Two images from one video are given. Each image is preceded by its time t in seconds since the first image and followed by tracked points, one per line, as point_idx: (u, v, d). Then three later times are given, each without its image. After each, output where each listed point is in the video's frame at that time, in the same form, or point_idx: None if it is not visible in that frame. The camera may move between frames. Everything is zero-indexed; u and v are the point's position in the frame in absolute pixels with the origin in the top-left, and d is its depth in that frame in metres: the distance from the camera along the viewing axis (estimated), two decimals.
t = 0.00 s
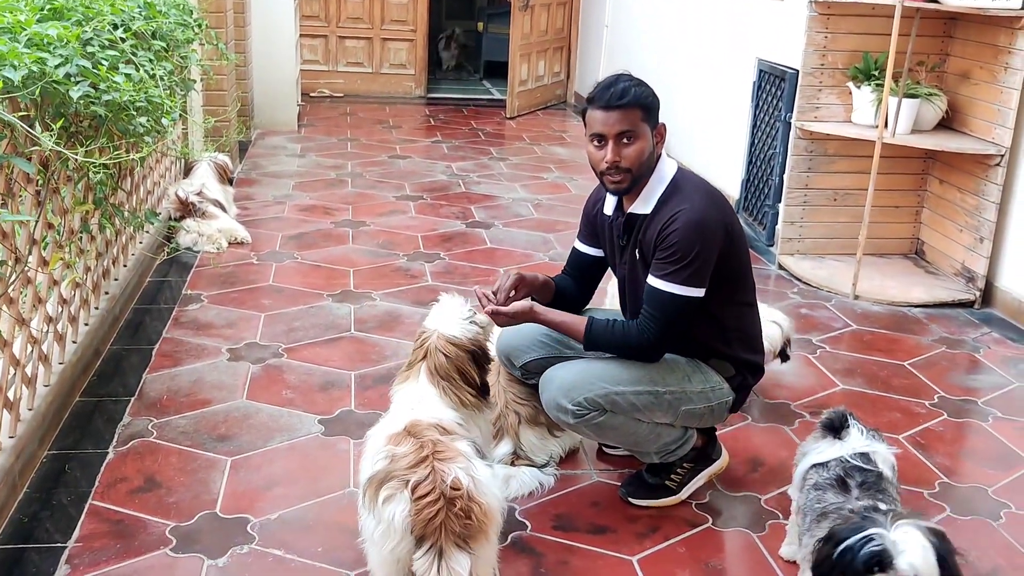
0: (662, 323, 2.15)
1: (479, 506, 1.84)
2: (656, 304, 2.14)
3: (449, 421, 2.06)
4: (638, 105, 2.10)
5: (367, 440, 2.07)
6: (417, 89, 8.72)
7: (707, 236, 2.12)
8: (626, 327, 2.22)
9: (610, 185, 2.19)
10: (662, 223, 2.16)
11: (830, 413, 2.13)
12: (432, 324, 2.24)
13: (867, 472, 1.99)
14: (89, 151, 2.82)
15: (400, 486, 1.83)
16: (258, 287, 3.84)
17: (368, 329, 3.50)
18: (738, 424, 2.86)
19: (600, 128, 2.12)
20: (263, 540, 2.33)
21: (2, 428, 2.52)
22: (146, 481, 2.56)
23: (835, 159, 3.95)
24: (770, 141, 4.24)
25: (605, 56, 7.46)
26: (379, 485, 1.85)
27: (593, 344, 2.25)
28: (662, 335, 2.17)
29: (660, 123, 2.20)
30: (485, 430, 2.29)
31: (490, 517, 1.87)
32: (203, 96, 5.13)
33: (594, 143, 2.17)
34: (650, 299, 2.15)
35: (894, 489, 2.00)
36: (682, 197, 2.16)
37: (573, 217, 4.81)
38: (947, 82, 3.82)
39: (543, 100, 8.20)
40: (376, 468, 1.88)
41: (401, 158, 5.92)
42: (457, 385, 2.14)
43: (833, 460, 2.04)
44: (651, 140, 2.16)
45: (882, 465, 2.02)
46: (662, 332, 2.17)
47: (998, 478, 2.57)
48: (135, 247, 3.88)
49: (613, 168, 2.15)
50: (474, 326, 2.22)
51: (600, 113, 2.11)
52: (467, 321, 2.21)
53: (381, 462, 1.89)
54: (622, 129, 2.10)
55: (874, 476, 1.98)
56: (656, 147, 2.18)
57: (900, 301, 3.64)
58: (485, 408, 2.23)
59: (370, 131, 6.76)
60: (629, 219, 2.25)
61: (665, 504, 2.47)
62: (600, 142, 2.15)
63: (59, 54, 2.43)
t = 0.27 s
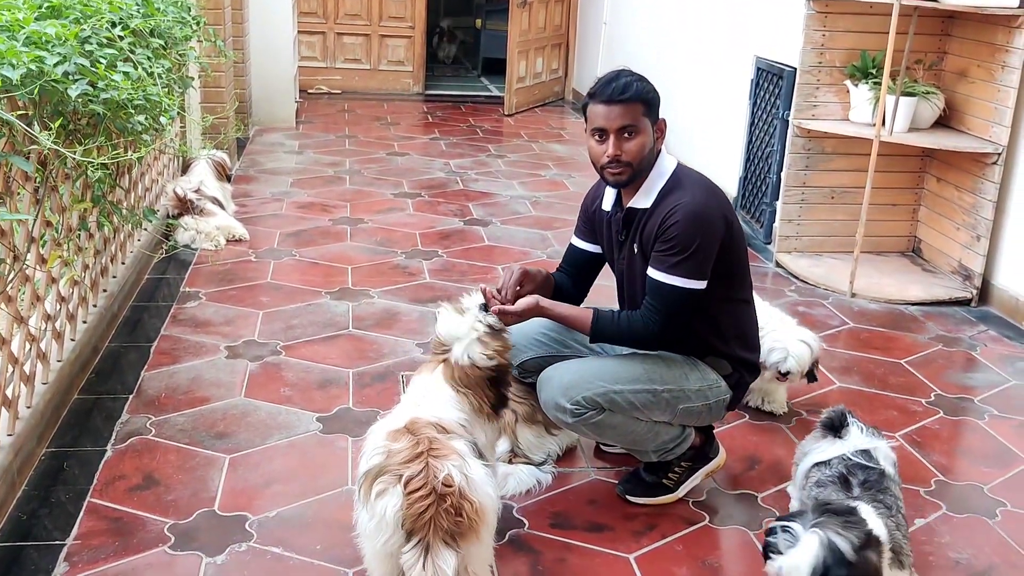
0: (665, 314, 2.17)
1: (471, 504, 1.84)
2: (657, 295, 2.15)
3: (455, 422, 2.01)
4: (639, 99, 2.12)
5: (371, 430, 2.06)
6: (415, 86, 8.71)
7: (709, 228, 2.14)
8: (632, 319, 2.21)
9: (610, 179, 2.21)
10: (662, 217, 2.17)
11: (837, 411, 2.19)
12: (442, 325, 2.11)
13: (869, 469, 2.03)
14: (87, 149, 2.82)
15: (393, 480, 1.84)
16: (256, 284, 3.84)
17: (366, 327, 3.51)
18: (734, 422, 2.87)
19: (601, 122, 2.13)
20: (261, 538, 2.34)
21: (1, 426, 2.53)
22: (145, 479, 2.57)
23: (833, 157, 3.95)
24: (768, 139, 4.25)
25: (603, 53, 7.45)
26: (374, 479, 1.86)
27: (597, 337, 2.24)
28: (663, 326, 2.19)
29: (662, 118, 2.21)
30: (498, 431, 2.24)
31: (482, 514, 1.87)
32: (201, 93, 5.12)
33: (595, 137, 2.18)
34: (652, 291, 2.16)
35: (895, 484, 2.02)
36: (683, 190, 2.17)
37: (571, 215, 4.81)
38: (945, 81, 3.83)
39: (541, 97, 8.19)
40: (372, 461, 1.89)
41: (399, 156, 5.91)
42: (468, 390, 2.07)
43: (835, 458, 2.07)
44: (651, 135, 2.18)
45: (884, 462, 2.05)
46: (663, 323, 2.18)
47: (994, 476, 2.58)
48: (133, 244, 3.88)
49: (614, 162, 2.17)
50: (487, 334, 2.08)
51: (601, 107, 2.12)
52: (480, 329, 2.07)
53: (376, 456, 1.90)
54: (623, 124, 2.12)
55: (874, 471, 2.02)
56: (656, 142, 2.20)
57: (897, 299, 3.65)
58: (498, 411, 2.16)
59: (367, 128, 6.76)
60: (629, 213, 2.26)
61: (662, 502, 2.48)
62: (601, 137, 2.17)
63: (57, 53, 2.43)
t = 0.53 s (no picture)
0: (668, 310, 2.18)
1: (459, 502, 1.84)
2: (661, 289, 2.16)
3: (454, 421, 2.01)
4: (635, 93, 2.13)
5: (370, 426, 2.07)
6: (413, 82, 8.70)
7: (708, 222, 2.15)
8: (636, 315, 2.22)
9: (607, 174, 2.21)
10: (661, 211, 2.18)
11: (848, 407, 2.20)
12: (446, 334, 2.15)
13: (868, 469, 2.03)
14: (86, 145, 2.82)
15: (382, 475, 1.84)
16: (255, 280, 3.84)
17: (364, 323, 3.51)
18: (732, 419, 2.89)
19: (598, 116, 2.14)
20: (259, 533, 2.34)
21: None
22: (143, 474, 2.57)
23: (830, 154, 3.95)
24: (766, 135, 4.25)
25: (601, 49, 7.45)
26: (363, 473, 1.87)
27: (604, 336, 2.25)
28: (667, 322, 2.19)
29: (657, 113, 2.22)
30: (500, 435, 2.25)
31: (470, 513, 1.87)
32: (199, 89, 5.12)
33: (591, 132, 2.19)
34: (655, 285, 2.16)
35: (890, 488, 2.02)
36: (680, 184, 2.18)
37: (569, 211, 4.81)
38: (943, 77, 3.83)
39: (539, 92, 8.19)
40: (363, 456, 1.90)
41: (397, 151, 5.91)
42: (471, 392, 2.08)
43: (837, 454, 2.09)
44: (647, 129, 2.19)
45: (884, 465, 2.05)
46: (668, 318, 2.19)
47: (990, 472, 2.59)
48: (131, 240, 3.88)
49: (611, 156, 2.17)
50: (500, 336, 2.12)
51: (598, 101, 2.13)
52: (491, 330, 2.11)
53: (367, 451, 1.91)
54: (619, 118, 2.13)
55: (870, 472, 2.02)
56: (652, 137, 2.21)
57: (894, 296, 3.65)
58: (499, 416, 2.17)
59: (366, 124, 6.75)
60: (627, 208, 2.27)
61: (659, 497, 2.49)
62: (597, 131, 2.17)
63: (56, 48, 2.43)
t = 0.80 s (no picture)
0: (675, 306, 2.18)
1: (444, 511, 1.82)
2: (666, 286, 2.16)
3: (455, 423, 2.00)
4: (629, 86, 2.14)
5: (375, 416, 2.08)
6: (411, 78, 8.70)
7: (704, 216, 2.14)
8: (644, 315, 2.24)
9: (599, 166, 2.22)
10: (656, 206, 2.18)
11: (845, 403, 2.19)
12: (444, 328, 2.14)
13: (849, 468, 2.03)
14: (84, 141, 2.82)
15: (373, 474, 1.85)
16: (253, 276, 3.84)
17: (362, 319, 3.51)
18: (729, 415, 2.90)
19: (592, 108, 2.15)
20: (258, 529, 2.35)
21: None
22: (142, 470, 2.57)
23: (828, 150, 3.96)
24: (764, 132, 4.25)
25: (599, 45, 7.45)
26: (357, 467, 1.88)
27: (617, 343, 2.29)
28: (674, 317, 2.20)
29: (651, 108, 2.22)
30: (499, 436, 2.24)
31: (454, 522, 1.86)
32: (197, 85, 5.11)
33: (585, 125, 2.20)
34: (660, 283, 2.17)
35: (870, 489, 2.00)
36: (676, 179, 2.19)
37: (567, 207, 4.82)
38: (941, 74, 3.83)
39: (538, 89, 8.18)
40: (360, 449, 1.91)
41: (395, 147, 5.91)
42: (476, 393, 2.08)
43: (823, 449, 2.09)
44: (642, 122, 2.19)
45: (869, 465, 2.03)
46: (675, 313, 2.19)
47: (987, 468, 2.60)
48: (129, 236, 3.88)
49: (602, 148, 2.18)
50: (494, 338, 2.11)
51: (592, 93, 2.14)
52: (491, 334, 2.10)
53: (367, 444, 1.92)
54: (613, 110, 2.14)
55: (852, 471, 2.02)
56: (645, 132, 2.21)
57: (892, 292, 3.66)
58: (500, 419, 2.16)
59: (364, 120, 6.75)
60: (623, 202, 2.27)
61: (656, 494, 2.49)
62: (590, 123, 2.18)
63: (55, 45, 2.43)
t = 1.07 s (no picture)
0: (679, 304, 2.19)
1: (427, 514, 1.82)
2: (668, 285, 2.17)
3: (450, 419, 2.00)
4: (624, 84, 2.14)
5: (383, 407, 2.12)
6: (408, 74, 8.69)
7: (699, 213, 2.14)
8: (652, 315, 2.25)
9: (593, 162, 2.22)
10: (652, 204, 2.18)
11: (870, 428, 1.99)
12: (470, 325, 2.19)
13: (846, 491, 1.85)
14: (81, 137, 2.81)
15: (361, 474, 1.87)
16: (250, 272, 3.84)
17: (359, 315, 3.51)
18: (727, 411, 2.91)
19: (586, 104, 2.16)
20: (255, 525, 2.35)
21: None
22: (139, 466, 2.57)
23: (825, 147, 3.96)
24: (761, 129, 4.25)
25: (597, 41, 7.44)
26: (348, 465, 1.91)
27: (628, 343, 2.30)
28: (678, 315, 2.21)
29: (646, 106, 2.23)
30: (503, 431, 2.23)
31: (441, 524, 1.85)
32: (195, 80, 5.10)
33: (580, 120, 2.21)
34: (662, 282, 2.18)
35: (858, 515, 1.81)
36: (670, 176, 2.19)
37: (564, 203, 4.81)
38: (938, 71, 3.84)
39: (535, 85, 8.17)
40: (353, 447, 1.93)
41: (393, 143, 5.91)
42: (480, 386, 2.08)
43: (831, 465, 1.91)
44: (636, 119, 2.20)
45: (868, 490, 1.84)
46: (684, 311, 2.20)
47: (982, 465, 2.60)
48: (126, 232, 3.87)
49: (597, 144, 2.19)
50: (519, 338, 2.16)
51: (587, 88, 2.15)
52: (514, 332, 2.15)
53: (359, 441, 1.94)
54: (607, 106, 2.14)
55: (843, 491, 1.85)
56: (639, 129, 2.22)
57: (888, 289, 3.66)
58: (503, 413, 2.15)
59: (361, 116, 6.74)
60: (617, 200, 2.28)
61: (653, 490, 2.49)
62: (585, 118, 2.19)
63: (51, 41, 2.43)
